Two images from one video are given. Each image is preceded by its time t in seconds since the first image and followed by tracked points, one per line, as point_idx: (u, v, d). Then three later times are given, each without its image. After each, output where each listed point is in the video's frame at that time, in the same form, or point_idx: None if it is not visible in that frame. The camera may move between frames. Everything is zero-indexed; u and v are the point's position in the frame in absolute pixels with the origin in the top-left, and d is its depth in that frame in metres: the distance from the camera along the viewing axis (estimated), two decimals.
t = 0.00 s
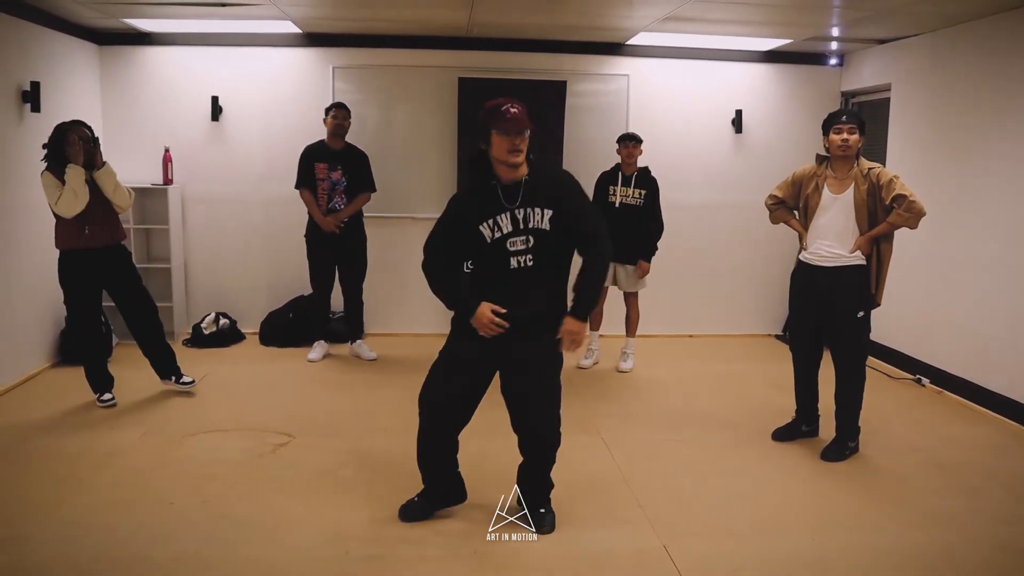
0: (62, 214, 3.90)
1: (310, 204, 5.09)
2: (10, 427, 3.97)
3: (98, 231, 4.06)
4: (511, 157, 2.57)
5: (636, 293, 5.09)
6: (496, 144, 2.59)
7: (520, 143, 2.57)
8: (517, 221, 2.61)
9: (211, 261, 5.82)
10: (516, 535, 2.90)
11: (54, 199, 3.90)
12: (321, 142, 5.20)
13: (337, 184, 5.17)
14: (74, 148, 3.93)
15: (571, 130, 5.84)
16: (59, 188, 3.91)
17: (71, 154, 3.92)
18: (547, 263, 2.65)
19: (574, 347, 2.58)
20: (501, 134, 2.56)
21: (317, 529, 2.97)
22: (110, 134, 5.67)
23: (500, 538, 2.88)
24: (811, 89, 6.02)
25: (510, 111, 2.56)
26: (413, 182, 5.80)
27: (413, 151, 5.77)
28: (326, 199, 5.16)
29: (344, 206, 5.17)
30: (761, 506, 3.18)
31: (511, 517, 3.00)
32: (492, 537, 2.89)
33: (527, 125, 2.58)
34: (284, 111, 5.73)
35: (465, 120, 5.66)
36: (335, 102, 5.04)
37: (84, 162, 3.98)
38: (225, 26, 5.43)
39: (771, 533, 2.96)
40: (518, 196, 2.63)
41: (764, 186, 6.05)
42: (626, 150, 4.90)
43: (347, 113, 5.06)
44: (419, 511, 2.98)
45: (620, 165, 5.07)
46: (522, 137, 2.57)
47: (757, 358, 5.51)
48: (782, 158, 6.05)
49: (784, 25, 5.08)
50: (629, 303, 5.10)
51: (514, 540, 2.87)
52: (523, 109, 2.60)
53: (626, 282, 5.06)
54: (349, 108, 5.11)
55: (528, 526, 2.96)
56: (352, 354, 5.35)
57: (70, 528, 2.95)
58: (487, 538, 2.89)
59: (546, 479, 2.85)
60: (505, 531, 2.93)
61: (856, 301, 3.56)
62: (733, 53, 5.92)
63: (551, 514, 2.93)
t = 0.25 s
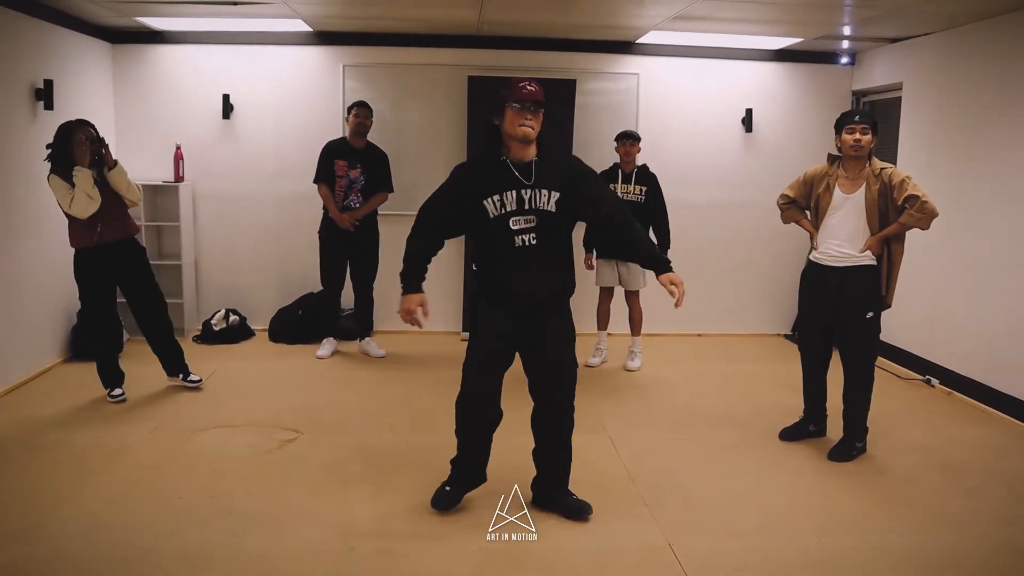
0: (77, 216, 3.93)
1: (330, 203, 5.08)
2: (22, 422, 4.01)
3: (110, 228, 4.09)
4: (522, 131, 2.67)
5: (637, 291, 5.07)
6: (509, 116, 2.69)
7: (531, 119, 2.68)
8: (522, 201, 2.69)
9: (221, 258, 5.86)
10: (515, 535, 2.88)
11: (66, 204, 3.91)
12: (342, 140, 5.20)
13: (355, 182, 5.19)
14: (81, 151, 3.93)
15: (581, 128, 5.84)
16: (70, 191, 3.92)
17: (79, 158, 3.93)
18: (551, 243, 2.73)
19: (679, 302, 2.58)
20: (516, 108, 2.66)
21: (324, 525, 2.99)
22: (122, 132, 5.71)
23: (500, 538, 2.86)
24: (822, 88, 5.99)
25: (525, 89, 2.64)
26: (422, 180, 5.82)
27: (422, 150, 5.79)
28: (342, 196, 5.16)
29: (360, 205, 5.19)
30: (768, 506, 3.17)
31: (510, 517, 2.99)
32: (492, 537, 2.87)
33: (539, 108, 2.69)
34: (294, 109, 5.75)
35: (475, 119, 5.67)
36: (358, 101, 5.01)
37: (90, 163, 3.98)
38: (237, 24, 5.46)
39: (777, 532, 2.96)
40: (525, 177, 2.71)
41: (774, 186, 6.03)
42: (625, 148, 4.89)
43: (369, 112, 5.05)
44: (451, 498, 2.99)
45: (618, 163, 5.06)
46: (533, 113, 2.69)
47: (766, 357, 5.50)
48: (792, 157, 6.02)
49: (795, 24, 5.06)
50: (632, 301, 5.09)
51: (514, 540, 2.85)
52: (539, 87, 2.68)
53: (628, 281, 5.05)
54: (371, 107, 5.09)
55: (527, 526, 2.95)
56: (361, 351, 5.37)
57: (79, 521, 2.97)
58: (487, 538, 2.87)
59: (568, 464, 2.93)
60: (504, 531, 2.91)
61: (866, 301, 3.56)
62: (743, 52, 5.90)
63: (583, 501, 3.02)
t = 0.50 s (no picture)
0: (73, 208, 3.93)
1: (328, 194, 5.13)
2: (21, 413, 4.02)
3: (111, 221, 4.09)
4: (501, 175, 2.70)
5: (632, 288, 5.09)
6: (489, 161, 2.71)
7: (509, 165, 2.70)
8: (501, 238, 2.74)
9: (220, 251, 5.87)
10: (515, 535, 2.87)
11: (61, 194, 3.92)
12: (351, 134, 5.19)
13: (357, 177, 5.18)
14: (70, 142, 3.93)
15: (581, 125, 5.84)
16: (64, 182, 3.91)
17: (73, 151, 3.93)
18: (530, 282, 2.77)
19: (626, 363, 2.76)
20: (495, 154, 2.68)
21: (320, 519, 3.00)
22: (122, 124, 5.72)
23: (500, 538, 2.85)
24: (822, 86, 5.99)
25: (505, 132, 2.66)
26: (422, 176, 5.83)
27: (422, 145, 5.79)
28: (342, 190, 5.18)
29: (359, 201, 5.19)
30: (763, 504, 3.19)
31: (510, 517, 2.99)
32: (492, 537, 2.86)
33: (520, 150, 2.70)
34: (295, 102, 5.76)
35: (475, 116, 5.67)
36: (370, 100, 4.97)
37: (85, 157, 3.98)
38: (238, 18, 5.47)
39: (771, 530, 2.97)
40: (504, 217, 2.77)
41: (773, 184, 6.04)
42: (617, 147, 4.87)
43: (381, 111, 5.01)
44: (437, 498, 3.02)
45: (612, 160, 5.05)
46: (511, 159, 2.69)
47: (763, 356, 5.51)
48: (791, 156, 6.03)
49: (795, 22, 5.06)
50: (626, 299, 5.10)
51: (514, 540, 2.85)
52: (522, 128, 2.69)
53: (621, 279, 5.07)
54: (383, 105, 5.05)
55: (527, 526, 2.95)
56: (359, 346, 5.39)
57: (78, 513, 2.99)
58: (487, 538, 2.86)
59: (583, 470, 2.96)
60: (504, 531, 2.90)
61: (866, 301, 3.57)
62: (744, 50, 5.90)
63: (586, 501, 3.03)
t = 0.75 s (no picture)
0: (74, 203, 3.96)
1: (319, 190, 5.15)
2: (17, 410, 4.02)
3: (112, 219, 4.11)
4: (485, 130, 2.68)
5: (627, 287, 5.10)
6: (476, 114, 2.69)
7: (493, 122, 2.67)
8: (486, 190, 2.75)
9: (216, 249, 5.86)
10: (515, 535, 2.87)
11: (63, 188, 3.95)
12: (343, 133, 5.20)
13: (348, 175, 5.19)
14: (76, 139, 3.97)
15: (577, 124, 5.85)
16: (67, 176, 3.95)
17: (77, 147, 3.97)
18: (512, 235, 2.79)
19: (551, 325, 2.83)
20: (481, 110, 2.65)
21: (314, 517, 3.00)
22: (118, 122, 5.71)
23: (500, 538, 2.85)
24: (818, 87, 6.01)
25: (494, 88, 2.61)
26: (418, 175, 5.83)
27: (418, 144, 5.79)
28: (333, 188, 5.18)
29: (350, 199, 5.18)
30: (758, 503, 3.20)
31: (511, 517, 2.98)
32: (492, 537, 2.85)
33: (509, 104, 2.67)
34: (292, 101, 5.76)
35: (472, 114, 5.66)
36: (363, 99, 4.98)
37: (88, 152, 4.02)
38: (235, 16, 5.46)
39: (765, 529, 2.98)
40: (487, 169, 2.77)
41: (769, 184, 6.05)
42: (613, 146, 4.89)
43: (373, 111, 5.02)
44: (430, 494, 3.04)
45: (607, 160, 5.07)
46: (496, 116, 2.66)
47: (759, 355, 5.52)
48: (787, 156, 6.04)
49: (792, 23, 5.07)
50: (622, 298, 5.11)
51: (514, 540, 2.84)
52: (511, 85, 2.65)
53: (617, 278, 5.08)
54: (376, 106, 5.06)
55: (527, 526, 2.94)
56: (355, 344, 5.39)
57: (73, 510, 2.99)
58: (487, 538, 2.85)
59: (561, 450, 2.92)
60: (504, 531, 2.90)
61: (866, 303, 3.57)
62: (740, 50, 5.91)
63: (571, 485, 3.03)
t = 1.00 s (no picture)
0: (90, 200, 3.94)
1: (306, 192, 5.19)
2: (16, 409, 4.02)
3: (125, 217, 4.13)
4: (492, 131, 2.69)
5: (627, 288, 5.10)
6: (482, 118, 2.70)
7: (499, 123, 2.68)
8: (486, 190, 2.75)
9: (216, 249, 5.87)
10: (516, 535, 2.87)
11: (79, 183, 3.94)
12: (326, 133, 5.22)
13: (335, 174, 5.20)
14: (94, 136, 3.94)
15: (577, 125, 5.86)
16: (83, 172, 3.94)
17: (95, 144, 3.95)
18: (511, 237, 2.79)
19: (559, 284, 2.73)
20: (486, 112, 2.67)
21: (313, 517, 3.01)
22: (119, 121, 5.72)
23: (500, 538, 2.86)
24: (817, 88, 6.01)
25: (499, 90, 2.63)
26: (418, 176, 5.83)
27: (418, 145, 5.80)
28: (322, 188, 5.20)
29: (339, 197, 5.20)
30: (755, 503, 3.21)
31: (510, 517, 2.98)
32: (492, 537, 2.86)
33: (513, 108, 2.67)
34: (291, 101, 5.76)
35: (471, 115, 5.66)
36: (344, 96, 4.99)
37: (105, 150, 4.01)
38: (236, 16, 5.47)
39: (762, 530, 2.98)
40: (489, 168, 2.77)
41: (768, 185, 6.05)
42: (614, 146, 4.90)
43: (355, 107, 5.03)
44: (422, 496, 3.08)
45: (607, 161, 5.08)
46: (501, 117, 2.67)
47: (758, 356, 5.52)
48: (787, 157, 6.04)
49: (791, 25, 5.08)
50: (622, 299, 5.11)
51: (514, 540, 2.85)
52: (515, 87, 2.67)
53: (617, 279, 5.09)
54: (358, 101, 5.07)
55: (527, 526, 2.95)
56: (354, 345, 5.39)
57: (71, 509, 2.99)
58: (487, 537, 2.86)
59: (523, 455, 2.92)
60: (505, 531, 2.90)
61: (865, 306, 3.57)
62: (740, 51, 5.92)
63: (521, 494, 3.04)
